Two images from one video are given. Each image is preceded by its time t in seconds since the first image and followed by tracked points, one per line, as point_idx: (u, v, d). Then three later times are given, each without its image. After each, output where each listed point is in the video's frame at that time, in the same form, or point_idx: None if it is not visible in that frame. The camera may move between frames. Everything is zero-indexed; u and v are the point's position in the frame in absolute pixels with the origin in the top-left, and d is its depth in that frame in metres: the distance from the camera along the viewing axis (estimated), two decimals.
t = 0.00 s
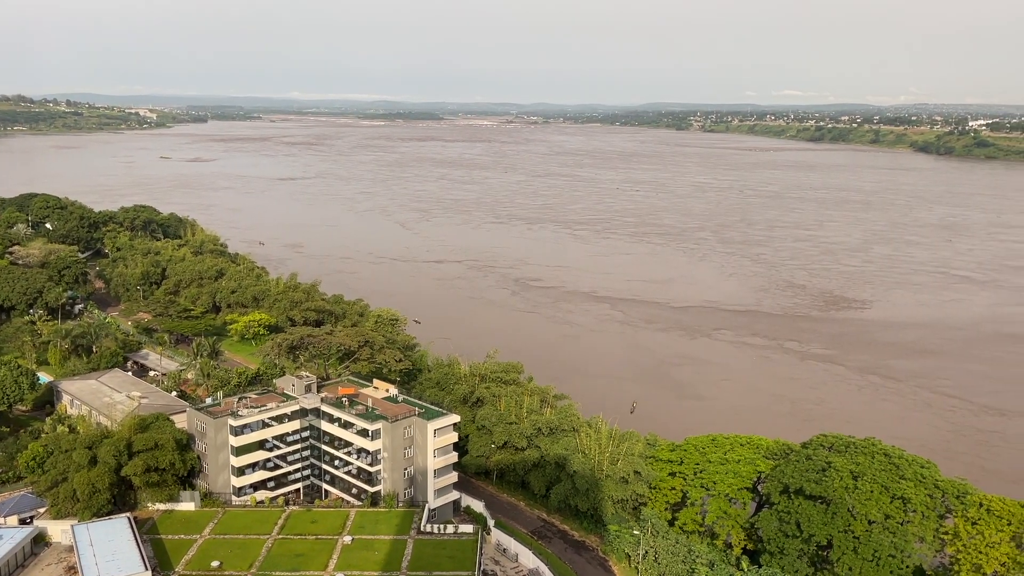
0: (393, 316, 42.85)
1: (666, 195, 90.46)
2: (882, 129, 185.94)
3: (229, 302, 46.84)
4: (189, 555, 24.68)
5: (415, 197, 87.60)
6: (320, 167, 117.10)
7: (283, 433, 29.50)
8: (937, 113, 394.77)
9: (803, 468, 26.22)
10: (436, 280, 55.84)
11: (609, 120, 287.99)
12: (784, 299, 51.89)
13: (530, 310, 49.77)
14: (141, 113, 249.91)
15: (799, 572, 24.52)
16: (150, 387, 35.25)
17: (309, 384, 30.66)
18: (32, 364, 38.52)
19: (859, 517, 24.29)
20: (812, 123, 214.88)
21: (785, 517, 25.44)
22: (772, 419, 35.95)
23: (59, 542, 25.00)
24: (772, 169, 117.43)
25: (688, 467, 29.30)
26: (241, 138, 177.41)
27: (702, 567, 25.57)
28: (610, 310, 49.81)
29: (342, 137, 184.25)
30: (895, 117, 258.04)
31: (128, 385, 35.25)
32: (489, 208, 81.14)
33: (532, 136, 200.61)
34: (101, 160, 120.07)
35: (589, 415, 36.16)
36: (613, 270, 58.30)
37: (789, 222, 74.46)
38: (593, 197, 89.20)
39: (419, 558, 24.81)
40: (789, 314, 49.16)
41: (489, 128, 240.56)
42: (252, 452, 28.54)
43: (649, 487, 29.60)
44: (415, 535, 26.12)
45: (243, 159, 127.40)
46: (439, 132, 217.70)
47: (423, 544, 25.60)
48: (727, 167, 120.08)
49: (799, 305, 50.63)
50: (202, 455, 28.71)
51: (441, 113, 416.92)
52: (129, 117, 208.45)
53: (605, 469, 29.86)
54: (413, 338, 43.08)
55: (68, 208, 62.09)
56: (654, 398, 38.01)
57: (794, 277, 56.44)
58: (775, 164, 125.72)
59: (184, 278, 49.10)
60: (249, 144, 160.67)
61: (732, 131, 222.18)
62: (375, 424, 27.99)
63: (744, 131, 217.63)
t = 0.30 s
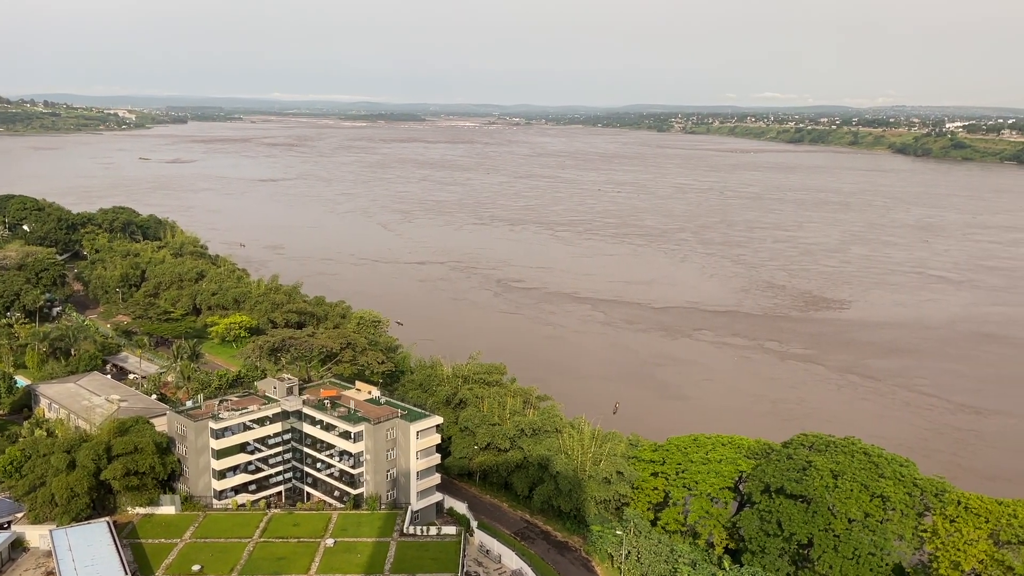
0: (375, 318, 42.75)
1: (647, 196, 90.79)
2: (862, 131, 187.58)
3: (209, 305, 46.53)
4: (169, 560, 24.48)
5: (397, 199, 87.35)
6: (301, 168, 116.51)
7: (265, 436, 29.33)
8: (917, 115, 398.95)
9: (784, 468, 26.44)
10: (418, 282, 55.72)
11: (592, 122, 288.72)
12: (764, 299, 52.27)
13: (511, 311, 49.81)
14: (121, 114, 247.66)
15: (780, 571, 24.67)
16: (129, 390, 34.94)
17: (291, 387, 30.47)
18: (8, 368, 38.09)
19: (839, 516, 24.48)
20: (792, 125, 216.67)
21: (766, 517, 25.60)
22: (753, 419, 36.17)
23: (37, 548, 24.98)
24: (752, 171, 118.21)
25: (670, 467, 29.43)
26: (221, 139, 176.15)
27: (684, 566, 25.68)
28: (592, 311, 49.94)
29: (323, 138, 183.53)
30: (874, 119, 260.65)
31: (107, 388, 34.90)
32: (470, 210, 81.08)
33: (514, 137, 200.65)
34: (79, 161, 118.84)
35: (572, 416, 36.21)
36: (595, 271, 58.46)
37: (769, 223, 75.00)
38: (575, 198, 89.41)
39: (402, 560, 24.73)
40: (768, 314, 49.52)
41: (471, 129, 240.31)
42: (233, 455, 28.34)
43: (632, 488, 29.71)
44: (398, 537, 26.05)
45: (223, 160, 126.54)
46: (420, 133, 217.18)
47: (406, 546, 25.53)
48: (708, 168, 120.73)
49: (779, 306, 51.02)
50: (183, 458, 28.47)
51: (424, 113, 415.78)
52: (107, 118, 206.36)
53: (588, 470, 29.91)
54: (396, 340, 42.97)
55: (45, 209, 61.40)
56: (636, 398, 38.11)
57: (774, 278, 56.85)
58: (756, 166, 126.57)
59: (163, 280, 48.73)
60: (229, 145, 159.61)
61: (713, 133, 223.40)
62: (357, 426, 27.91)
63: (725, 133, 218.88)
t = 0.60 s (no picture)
0: (358, 320, 42.61)
1: (630, 197, 91.09)
2: (842, 133, 189.18)
3: (191, 307, 46.24)
4: (151, 564, 24.28)
5: (380, 200, 87.15)
6: (284, 169, 116.01)
7: (248, 439, 29.13)
8: (897, 117, 402.67)
9: (767, 468, 26.62)
10: (402, 283, 55.63)
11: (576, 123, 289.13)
12: (746, 300, 52.57)
13: (495, 312, 49.82)
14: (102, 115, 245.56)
15: (763, 570, 24.77)
16: (110, 393, 34.62)
17: (274, 389, 30.43)
18: None
19: (821, 515, 24.65)
20: (775, 127, 217.87)
21: (750, 516, 25.72)
22: (736, 419, 36.35)
23: (17, 553, 24.81)
24: (735, 172, 118.89)
25: (655, 467, 29.51)
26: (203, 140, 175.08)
27: (668, 566, 25.76)
28: (575, 312, 49.99)
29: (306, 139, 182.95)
30: (855, 121, 263.01)
31: (88, 391, 34.58)
32: (454, 211, 81.03)
33: (498, 138, 200.73)
34: (59, 163, 117.76)
35: (556, 417, 36.22)
36: (578, 272, 58.57)
37: (751, 224, 75.45)
38: (558, 200, 89.56)
39: (386, 563, 24.64)
40: (750, 315, 49.81)
41: (455, 131, 240.09)
42: (216, 458, 28.15)
43: (617, 489, 29.76)
44: (382, 540, 25.95)
45: (205, 161, 125.84)
46: (404, 134, 216.79)
47: (390, 549, 25.44)
48: (691, 170, 121.28)
49: (761, 306, 51.33)
50: (164, 462, 28.25)
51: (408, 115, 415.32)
52: (87, 119, 204.48)
53: (573, 471, 29.94)
54: (380, 341, 42.84)
55: (24, 211, 60.80)
56: (620, 399, 38.19)
57: (756, 279, 57.18)
58: (738, 167, 127.33)
59: (145, 282, 48.38)
60: (211, 146, 158.78)
61: (696, 135, 224.48)
62: (341, 428, 27.79)
63: (708, 134, 220.01)
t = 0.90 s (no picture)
0: (343, 322, 42.43)
1: (615, 199, 91.34)
2: (825, 135, 190.75)
3: (174, 310, 45.96)
4: (134, 569, 24.07)
5: (365, 202, 86.94)
6: (269, 171, 115.51)
7: (232, 442, 28.96)
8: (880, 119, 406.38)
9: (752, 468, 26.75)
10: (387, 285, 55.50)
11: (562, 125, 289.57)
12: (730, 301, 52.83)
13: (480, 314, 49.81)
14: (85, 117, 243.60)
15: (749, 570, 24.86)
16: (92, 397, 34.34)
17: (259, 392, 30.28)
18: None
19: (806, 515, 24.78)
20: (759, 130, 219.22)
21: (735, 516, 25.82)
22: (721, 419, 36.51)
23: None
24: (719, 174, 119.47)
25: (640, 468, 29.56)
26: (186, 142, 174.06)
27: (654, 567, 25.84)
28: (561, 314, 50.07)
29: (291, 141, 182.24)
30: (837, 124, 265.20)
31: (70, 395, 34.28)
32: (439, 213, 80.96)
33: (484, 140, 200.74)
34: (40, 165, 116.75)
35: (542, 419, 36.23)
36: (563, 274, 58.65)
37: (735, 226, 75.83)
38: (543, 201, 89.66)
39: (372, 566, 24.55)
40: (735, 316, 50.07)
41: (441, 133, 239.86)
42: (200, 462, 28.01)
43: (603, 490, 29.78)
44: (368, 543, 25.85)
45: (189, 163, 125.08)
46: (389, 136, 216.53)
47: (376, 551, 25.36)
48: (676, 172, 121.77)
49: (745, 307, 51.62)
50: (148, 466, 28.04)
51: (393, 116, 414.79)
52: (69, 120, 202.77)
53: (559, 472, 29.98)
54: (365, 344, 42.71)
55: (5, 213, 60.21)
56: (606, 401, 38.25)
57: (740, 280, 57.48)
58: (722, 169, 128.02)
59: (128, 285, 48.06)
60: (195, 148, 157.88)
61: (681, 137, 225.37)
62: (326, 431, 27.70)
63: (693, 137, 221.00)
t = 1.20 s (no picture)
0: (330, 325, 42.28)
1: (601, 202, 91.60)
2: (809, 137, 192.24)
3: (159, 313, 45.71)
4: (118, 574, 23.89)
5: (351, 205, 86.73)
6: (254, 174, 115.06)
7: (218, 446, 28.80)
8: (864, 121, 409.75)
9: (737, 470, 26.89)
10: (373, 288, 55.38)
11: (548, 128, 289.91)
12: (716, 303, 53.10)
13: (466, 317, 49.82)
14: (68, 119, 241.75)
15: (735, 571, 24.96)
16: (76, 402, 34.04)
17: (245, 395, 30.13)
18: None
19: (791, 516, 24.93)
20: (744, 133, 220.70)
21: (721, 518, 25.91)
22: (707, 421, 36.66)
23: None
24: (705, 177, 120.02)
25: (627, 471, 29.61)
26: (171, 144, 173.04)
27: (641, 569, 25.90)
28: (547, 316, 50.14)
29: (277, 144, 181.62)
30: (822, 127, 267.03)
31: (53, 400, 33.98)
32: (425, 216, 80.92)
33: (470, 143, 200.81)
34: (23, 168, 115.75)
35: (529, 421, 36.25)
36: (550, 277, 58.74)
37: (720, 229, 76.19)
38: (530, 204, 89.74)
39: (359, 569, 24.48)
40: (720, 318, 50.31)
41: (427, 136, 239.67)
42: (185, 466, 27.87)
43: (590, 492, 29.81)
44: (355, 547, 25.81)
45: (174, 166, 124.39)
46: (375, 139, 216.24)
47: (363, 555, 25.30)
48: (662, 175, 122.21)
49: (730, 309, 51.91)
50: (132, 471, 27.83)
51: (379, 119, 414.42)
52: (52, 123, 201.18)
53: (546, 475, 30.01)
54: (352, 347, 42.60)
55: None
56: (593, 403, 38.31)
57: (725, 282, 57.77)
58: (707, 171, 128.73)
59: (112, 288, 47.77)
60: (179, 150, 156.94)
61: (667, 140, 226.30)
62: (313, 435, 27.61)
63: (679, 140, 222.02)
